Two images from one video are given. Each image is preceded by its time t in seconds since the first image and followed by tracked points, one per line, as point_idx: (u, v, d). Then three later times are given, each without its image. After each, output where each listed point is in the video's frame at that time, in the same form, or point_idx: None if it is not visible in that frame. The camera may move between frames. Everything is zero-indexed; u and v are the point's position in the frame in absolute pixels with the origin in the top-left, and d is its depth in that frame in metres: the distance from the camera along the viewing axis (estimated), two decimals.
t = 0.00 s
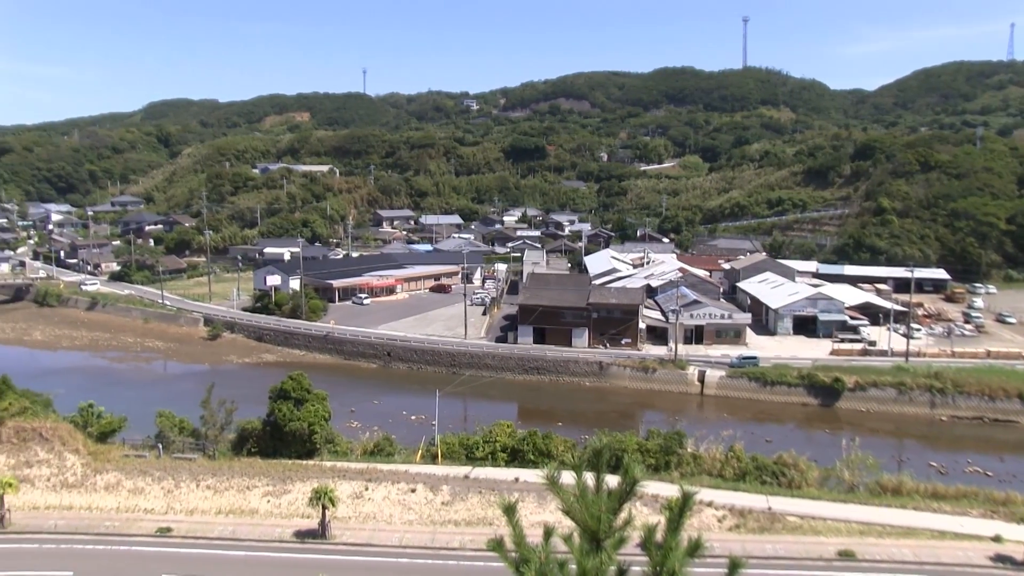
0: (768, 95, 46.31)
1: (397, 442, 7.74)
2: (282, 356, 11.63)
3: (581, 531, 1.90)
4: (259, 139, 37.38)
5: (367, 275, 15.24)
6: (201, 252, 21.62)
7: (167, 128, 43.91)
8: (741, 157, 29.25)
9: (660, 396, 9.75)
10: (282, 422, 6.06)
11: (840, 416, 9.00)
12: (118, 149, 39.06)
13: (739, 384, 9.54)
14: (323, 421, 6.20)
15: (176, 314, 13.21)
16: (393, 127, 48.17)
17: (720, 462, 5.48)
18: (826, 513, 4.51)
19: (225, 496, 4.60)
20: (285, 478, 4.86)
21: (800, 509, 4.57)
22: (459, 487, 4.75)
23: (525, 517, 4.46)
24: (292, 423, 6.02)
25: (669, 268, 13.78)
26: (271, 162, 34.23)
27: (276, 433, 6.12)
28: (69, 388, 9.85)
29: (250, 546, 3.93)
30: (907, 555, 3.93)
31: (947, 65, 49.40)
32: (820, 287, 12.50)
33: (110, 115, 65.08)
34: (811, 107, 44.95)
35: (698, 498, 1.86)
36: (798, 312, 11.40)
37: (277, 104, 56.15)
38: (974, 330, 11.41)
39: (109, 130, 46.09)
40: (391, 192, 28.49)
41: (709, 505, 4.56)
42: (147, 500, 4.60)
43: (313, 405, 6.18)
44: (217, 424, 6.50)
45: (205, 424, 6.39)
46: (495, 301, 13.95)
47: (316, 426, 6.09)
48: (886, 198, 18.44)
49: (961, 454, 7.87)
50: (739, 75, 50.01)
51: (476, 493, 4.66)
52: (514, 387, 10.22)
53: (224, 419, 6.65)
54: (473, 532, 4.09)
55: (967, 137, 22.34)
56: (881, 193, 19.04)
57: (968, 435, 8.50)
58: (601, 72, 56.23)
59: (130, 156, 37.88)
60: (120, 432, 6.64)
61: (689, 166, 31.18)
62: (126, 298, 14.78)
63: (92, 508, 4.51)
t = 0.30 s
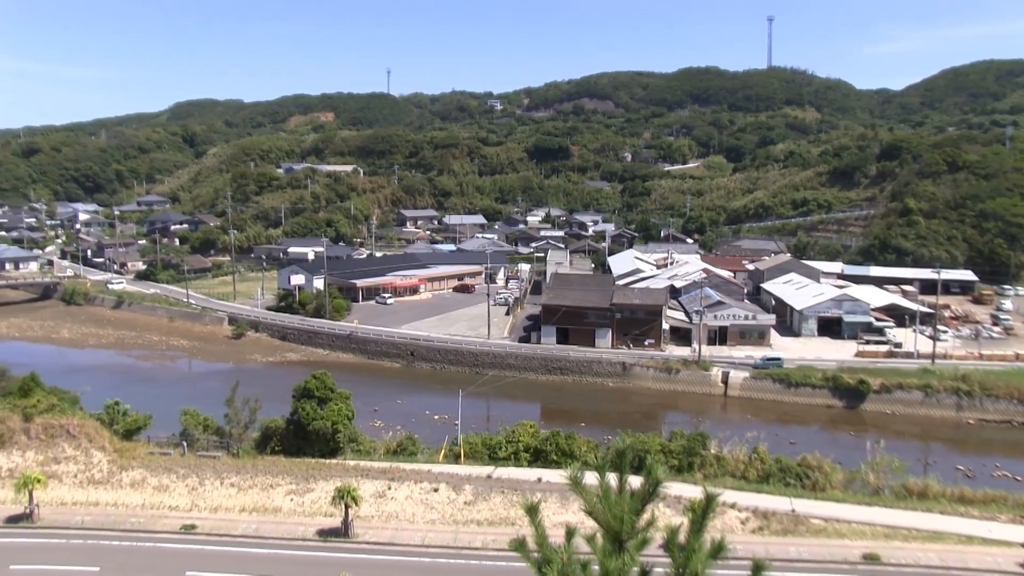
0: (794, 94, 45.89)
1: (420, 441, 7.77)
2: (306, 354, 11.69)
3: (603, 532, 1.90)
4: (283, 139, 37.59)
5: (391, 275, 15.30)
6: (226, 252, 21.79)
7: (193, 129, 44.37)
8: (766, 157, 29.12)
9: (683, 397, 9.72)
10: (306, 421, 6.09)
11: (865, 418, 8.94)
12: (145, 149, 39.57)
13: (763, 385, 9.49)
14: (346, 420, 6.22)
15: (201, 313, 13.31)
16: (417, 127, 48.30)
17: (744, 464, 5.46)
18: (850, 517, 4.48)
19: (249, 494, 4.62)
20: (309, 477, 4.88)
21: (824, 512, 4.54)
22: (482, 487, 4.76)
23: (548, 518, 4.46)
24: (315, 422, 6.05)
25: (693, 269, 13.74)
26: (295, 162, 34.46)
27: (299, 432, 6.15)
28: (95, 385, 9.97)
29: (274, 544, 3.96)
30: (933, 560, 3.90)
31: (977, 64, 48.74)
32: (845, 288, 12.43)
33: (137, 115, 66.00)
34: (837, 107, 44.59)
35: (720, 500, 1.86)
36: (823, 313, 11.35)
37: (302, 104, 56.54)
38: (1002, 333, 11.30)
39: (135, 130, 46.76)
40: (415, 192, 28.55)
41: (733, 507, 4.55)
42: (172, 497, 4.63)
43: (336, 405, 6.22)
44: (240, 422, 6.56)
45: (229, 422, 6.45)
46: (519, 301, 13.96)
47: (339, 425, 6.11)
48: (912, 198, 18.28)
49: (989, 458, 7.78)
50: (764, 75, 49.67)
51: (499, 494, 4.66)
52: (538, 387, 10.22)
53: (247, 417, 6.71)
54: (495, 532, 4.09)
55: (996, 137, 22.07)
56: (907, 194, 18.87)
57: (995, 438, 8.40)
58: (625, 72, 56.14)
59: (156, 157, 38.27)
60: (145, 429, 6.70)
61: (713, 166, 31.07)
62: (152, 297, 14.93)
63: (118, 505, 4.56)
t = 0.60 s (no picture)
0: (818, 94, 45.56)
1: (440, 441, 7.79)
2: (327, 353, 11.74)
3: (624, 532, 1.90)
4: (306, 139, 37.80)
5: (413, 274, 15.36)
6: (249, 251, 21.95)
7: (216, 129, 44.81)
8: (788, 158, 29.00)
9: (705, 398, 9.68)
10: (327, 420, 6.12)
11: (888, 421, 8.88)
12: (168, 149, 40.04)
13: (785, 387, 9.45)
14: (367, 419, 6.26)
15: (223, 312, 13.41)
16: (439, 127, 48.44)
17: (765, 465, 5.44)
18: (872, 519, 4.45)
19: (270, 492, 4.64)
20: (329, 475, 4.90)
21: (845, 514, 4.51)
22: (503, 486, 4.76)
23: (568, 518, 4.47)
24: (336, 421, 6.08)
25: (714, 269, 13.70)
26: (317, 162, 34.67)
27: (320, 430, 6.17)
28: (118, 382, 10.09)
29: (294, 542, 3.98)
30: (958, 565, 3.87)
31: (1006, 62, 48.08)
32: (868, 289, 12.36)
33: (163, 116, 66.85)
34: (861, 107, 44.22)
35: (742, 502, 1.84)
36: (845, 314, 11.28)
37: (324, 104, 56.89)
38: None
39: (159, 130, 47.34)
40: (436, 192, 28.64)
41: (753, 508, 4.53)
42: (195, 495, 4.67)
43: (357, 404, 6.25)
44: (262, 421, 6.62)
45: (251, 421, 6.50)
46: (540, 301, 13.97)
47: (360, 425, 6.14)
48: (937, 199, 18.12)
49: (1015, 462, 7.69)
50: (788, 75, 49.37)
51: (519, 493, 4.65)
52: (558, 387, 10.23)
53: (269, 416, 6.75)
54: (515, 532, 4.10)
55: None
56: (932, 194, 18.71)
57: (1020, 442, 8.30)
58: (646, 72, 56.01)
59: (180, 157, 38.65)
60: (167, 427, 6.75)
61: (735, 167, 30.95)
62: (174, 295, 15.05)
63: (141, 502, 4.61)
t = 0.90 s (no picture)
0: (842, 93, 45.03)
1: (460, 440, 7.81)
2: (347, 353, 11.78)
3: (644, 533, 1.90)
4: (327, 139, 37.92)
5: (433, 274, 15.40)
6: (270, 250, 22.08)
7: (238, 129, 45.16)
8: (810, 158, 28.78)
9: (726, 399, 9.64)
10: (347, 419, 6.13)
11: (911, 423, 8.81)
12: (190, 149, 40.39)
13: (806, 388, 9.40)
14: (387, 418, 6.27)
15: (245, 311, 13.49)
16: (460, 127, 48.49)
17: (786, 467, 5.42)
18: (894, 522, 4.42)
19: (291, 490, 4.66)
20: (350, 474, 4.92)
21: (868, 517, 4.49)
22: (522, 486, 4.75)
23: (587, 519, 4.46)
24: (356, 420, 6.09)
25: (736, 269, 13.65)
26: (338, 161, 34.81)
27: (340, 429, 6.20)
28: (140, 380, 10.19)
29: (314, 540, 3.99)
30: (984, 570, 3.83)
31: None
32: (891, 290, 12.27)
33: (186, 116, 67.55)
34: (884, 107, 43.77)
35: (763, 504, 1.83)
36: (867, 315, 11.21)
37: (345, 104, 57.07)
38: None
39: (182, 130, 47.77)
40: (456, 192, 28.69)
41: (774, 510, 4.52)
42: (216, 492, 4.71)
43: (377, 403, 6.26)
44: (283, 420, 6.66)
45: (272, 419, 6.53)
46: (560, 301, 13.97)
47: (380, 423, 6.15)
48: (962, 199, 17.93)
49: None
50: (810, 74, 48.90)
51: (539, 493, 4.65)
52: (578, 387, 10.22)
53: (289, 414, 6.78)
54: (535, 532, 4.10)
55: None
56: (957, 195, 18.51)
57: None
58: (667, 72, 55.79)
59: (203, 157, 39.03)
60: (189, 425, 6.79)
61: (757, 167, 30.76)
62: (196, 294, 15.16)
63: (163, 499, 4.66)
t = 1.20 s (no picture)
0: (869, 92, 44.51)
1: (482, 440, 7.83)
2: (369, 352, 11.84)
3: (665, 534, 1.89)
4: (350, 139, 38.07)
5: (455, 274, 15.44)
6: (293, 249, 22.22)
7: (262, 129, 45.51)
8: (834, 158, 28.54)
9: (749, 400, 9.59)
10: (369, 418, 6.15)
11: (937, 426, 8.72)
12: (214, 148, 40.80)
13: (830, 390, 9.33)
14: (409, 417, 6.29)
15: (268, 309, 13.59)
16: (483, 127, 48.52)
17: (809, 469, 5.39)
18: (921, 527, 4.38)
19: (313, 488, 4.69)
20: (372, 473, 4.94)
21: (892, 520, 4.46)
22: (544, 486, 4.75)
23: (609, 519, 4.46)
24: (378, 419, 6.11)
25: (759, 270, 13.58)
26: (361, 161, 34.98)
27: (362, 428, 6.23)
28: (164, 377, 10.31)
29: (336, 539, 4.01)
30: None
31: None
32: (917, 292, 12.16)
33: (212, 116, 68.27)
34: (910, 106, 43.26)
35: (786, 506, 1.82)
36: (892, 317, 11.12)
37: (368, 104, 57.30)
38: None
39: (207, 130, 48.27)
40: (479, 192, 28.78)
41: (797, 512, 4.51)
42: (238, 490, 4.74)
43: (399, 402, 6.28)
44: (305, 418, 6.69)
45: (294, 418, 6.57)
46: (583, 301, 13.95)
47: (402, 422, 6.17)
48: (990, 200, 17.71)
49: None
50: (836, 74, 48.42)
51: (560, 493, 4.64)
52: (601, 387, 10.22)
53: (311, 413, 6.81)
54: (556, 532, 4.10)
55: None
56: (985, 196, 18.29)
57: None
58: (690, 72, 55.49)
59: (226, 156, 39.37)
60: (212, 423, 6.84)
61: (781, 167, 30.53)
62: (220, 293, 15.29)
63: (186, 496, 4.71)
